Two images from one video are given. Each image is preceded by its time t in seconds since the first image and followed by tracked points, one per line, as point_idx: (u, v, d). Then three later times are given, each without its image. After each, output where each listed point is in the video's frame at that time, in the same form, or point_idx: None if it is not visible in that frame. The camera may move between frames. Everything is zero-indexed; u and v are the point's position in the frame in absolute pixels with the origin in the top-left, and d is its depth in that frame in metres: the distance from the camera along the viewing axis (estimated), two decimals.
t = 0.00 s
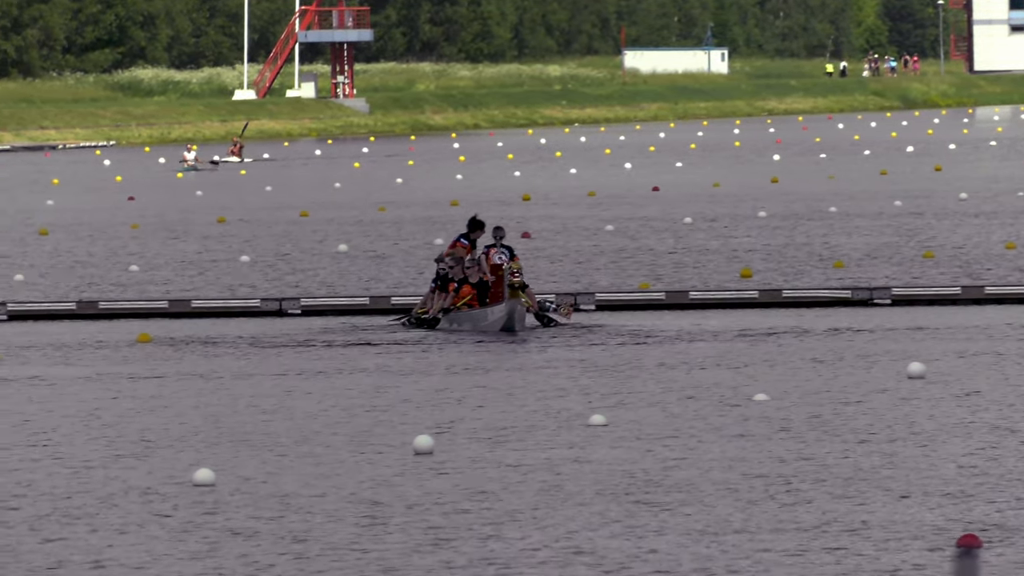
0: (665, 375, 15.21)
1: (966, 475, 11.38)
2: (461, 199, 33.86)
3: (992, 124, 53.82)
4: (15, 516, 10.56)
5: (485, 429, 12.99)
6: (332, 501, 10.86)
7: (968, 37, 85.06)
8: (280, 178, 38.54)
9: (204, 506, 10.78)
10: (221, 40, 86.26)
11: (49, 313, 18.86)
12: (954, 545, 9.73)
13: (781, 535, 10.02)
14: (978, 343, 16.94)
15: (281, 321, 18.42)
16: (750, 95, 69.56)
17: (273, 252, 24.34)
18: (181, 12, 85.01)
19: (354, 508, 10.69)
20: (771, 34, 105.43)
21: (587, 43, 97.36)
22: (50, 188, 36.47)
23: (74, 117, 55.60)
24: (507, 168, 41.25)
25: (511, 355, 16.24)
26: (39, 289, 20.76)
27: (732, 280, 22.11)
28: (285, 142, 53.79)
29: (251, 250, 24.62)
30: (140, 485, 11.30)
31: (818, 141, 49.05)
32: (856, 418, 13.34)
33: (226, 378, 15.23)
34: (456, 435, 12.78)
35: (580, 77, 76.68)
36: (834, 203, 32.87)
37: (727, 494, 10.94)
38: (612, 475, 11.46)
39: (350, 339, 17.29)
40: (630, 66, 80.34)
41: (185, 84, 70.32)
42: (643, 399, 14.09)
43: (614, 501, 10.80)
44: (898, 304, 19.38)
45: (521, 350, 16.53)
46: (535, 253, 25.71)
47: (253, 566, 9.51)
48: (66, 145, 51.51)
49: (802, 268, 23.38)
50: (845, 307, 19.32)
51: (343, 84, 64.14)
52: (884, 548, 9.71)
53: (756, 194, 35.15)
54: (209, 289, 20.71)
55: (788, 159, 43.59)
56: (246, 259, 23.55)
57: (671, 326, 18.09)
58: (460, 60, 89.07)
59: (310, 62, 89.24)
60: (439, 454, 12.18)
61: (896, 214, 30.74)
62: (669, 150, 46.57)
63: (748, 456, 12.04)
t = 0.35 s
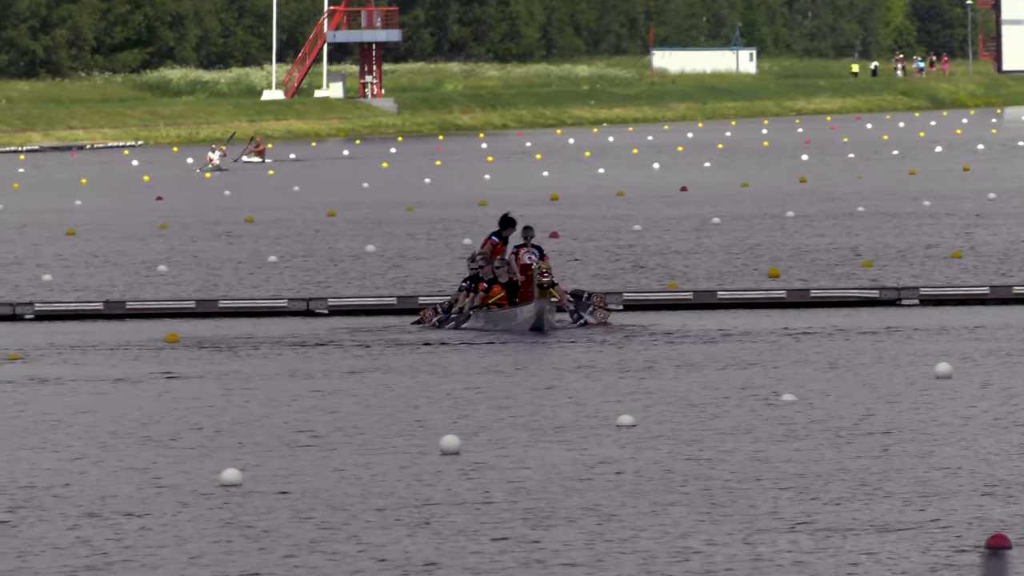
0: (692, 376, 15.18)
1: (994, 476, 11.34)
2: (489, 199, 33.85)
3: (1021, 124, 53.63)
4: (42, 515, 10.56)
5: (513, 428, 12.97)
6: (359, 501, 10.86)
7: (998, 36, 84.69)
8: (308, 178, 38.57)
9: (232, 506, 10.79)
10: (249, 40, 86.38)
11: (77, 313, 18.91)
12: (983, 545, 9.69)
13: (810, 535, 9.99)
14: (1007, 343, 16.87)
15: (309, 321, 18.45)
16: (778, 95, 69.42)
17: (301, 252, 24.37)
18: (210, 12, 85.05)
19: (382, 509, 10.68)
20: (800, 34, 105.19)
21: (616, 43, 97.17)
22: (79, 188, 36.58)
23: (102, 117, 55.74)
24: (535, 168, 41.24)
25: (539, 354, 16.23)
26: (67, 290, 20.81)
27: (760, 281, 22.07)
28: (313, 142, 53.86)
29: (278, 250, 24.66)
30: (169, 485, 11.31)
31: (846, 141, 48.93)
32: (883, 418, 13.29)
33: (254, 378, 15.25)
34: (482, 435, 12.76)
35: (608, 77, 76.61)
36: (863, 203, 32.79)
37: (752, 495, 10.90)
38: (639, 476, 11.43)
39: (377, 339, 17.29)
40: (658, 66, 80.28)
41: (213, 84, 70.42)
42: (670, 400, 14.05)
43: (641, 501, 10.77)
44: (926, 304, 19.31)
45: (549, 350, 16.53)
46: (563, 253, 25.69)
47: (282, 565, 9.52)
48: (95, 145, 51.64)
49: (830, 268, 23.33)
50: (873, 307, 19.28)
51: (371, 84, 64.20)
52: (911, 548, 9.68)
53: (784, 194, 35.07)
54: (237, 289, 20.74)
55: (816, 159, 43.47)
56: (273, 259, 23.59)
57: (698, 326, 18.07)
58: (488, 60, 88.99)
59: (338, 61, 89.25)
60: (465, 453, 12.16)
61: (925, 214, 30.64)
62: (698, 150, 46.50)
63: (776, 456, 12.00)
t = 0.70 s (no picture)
0: (716, 375, 15.17)
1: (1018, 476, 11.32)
2: (516, 199, 33.96)
3: None
4: (71, 515, 10.58)
5: (537, 429, 12.98)
6: (384, 500, 10.87)
7: None
8: (333, 178, 38.70)
9: (258, 506, 10.82)
10: (274, 41, 86.55)
11: (103, 313, 18.97)
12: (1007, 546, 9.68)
13: (839, 534, 10.00)
14: None
15: (335, 321, 18.51)
16: (805, 95, 69.45)
17: (327, 252, 24.44)
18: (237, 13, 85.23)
19: (406, 509, 10.69)
20: (826, 35, 105.09)
21: (641, 43, 97.03)
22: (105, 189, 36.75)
23: (128, 117, 55.94)
24: (561, 168, 41.33)
25: (563, 355, 16.23)
26: (93, 290, 20.89)
27: (786, 281, 22.08)
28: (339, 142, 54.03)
29: (305, 251, 24.73)
30: (194, 485, 11.36)
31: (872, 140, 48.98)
32: (907, 418, 13.27)
33: (280, 378, 15.29)
34: (508, 435, 12.77)
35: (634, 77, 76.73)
36: (890, 203, 32.82)
37: (777, 495, 10.90)
38: (665, 476, 11.43)
39: (404, 339, 17.33)
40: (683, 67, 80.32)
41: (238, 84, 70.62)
42: (694, 399, 14.07)
43: (664, 500, 10.78)
44: (951, 304, 19.25)
45: (574, 350, 16.56)
46: (588, 253, 25.73)
47: (305, 565, 9.55)
48: (121, 145, 51.85)
49: (855, 268, 23.35)
50: (898, 307, 19.23)
51: (396, 85, 64.32)
52: (937, 549, 9.66)
53: (811, 194, 35.14)
54: (263, 288, 20.81)
55: (843, 159, 43.53)
56: (299, 259, 23.66)
57: (723, 326, 18.07)
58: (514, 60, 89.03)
59: (363, 62, 89.37)
60: (490, 453, 12.17)
61: (951, 214, 30.65)
62: (724, 150, 46.59)
63: (801, 456, 12.01)
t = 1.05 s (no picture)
0: (737, 376, 15.15)
1: None
2: (535, 199, 34.00)
3: None
4: (93, 516, 10.61)
5: (559, 430, 12.98)
6: (405, 501, 10.87)
7: None
8: (354, 178, 38.75)
9: (280, 506, 10.83)
10: (295, 40, 86.61)
11: (123, 314, 19.01)
12: None
13: (862, 536, 9.99)
14: None
15: (355, 321, 18.53)
16: (824, 95, 69.40)
17: (347, 252, 24.48)
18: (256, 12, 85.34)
19: (428, 509, 10.70)
20: (846, 35, 105.02)
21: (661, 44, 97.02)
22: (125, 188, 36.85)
23: (148, 117, 56.07)
24: (581, 168, 41.36)
25: (583, 355, 16.24)
26: (112, 290, 20.93)
27: (806, 281, 22.07)
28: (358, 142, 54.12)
29: (325, 251, 24.76)
30: (216, 485, 11.37)
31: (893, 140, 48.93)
32: (929, 418, 13.24)
33: (301, 379, 15.30)
34: (530, 435, 12.78)
35: (654, 77, 76.71)
36: (909, 203, 32.81)
37: (799, 496, 10.89)
38: (686, 477, 11.42)
39: (424, 339, 17.34)
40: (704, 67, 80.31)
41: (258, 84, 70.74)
42: (715, 400, 14.06)
43: (687, 502, 10.77)
44: (971, 305, 19.21)
45: (595, 350, 16.55)
46: (608, 253, 25.74)
47: (329, 566, 9.56)
48: (141, 145, 51.98)
49: (876, 268, 23.33)
50: (918, 307, 19.19)
51: (417, 84, 64.37)
52: (960, 551, 9.65)
53: (830, 194, 35.13)
54: (284, 289, 20.84)
55: (863, 159, 43.50)
56: (320, 259, 23.69)
57: (744, 326, 18.05)
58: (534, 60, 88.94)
59: (383, 62, 89.48)
60: (510, 454, 12.17)
61: (971, 214, 30.61)
62: (744, 150, 46.58)
63: (823, 456, 11.99)
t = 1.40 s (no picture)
0: (757, 376, 15.13)
1: None
2: (555, 199, 33.95)
3: None
4: (115, 516, 10.63)
5: (581, 430, 12.96)
6: (427, 501, 10.88)
7: None
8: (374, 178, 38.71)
9: (302, 506, 10.84)
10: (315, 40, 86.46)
11: (143, 313, 19.05)
12: None
13: (886, 536, 9.98)
14: None
15: (375, 321, 18.53)
16: (845, 95, 69.24)
17: (368, 252, 24.49)
18: (277, 12, 85.25)
19: (449, 509, 10.69)
20: (867, 35, 104.65)
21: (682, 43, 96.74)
22: (146, 188, 36.93)
23: (169, 117, 56.15)
24: (601, 168, 41.32)
25: (603, 355, 16.22)
26: (133, 290, 20.97)
27: (827, 281, 22.02)
28: (379, 142, 54.16)
29: (345, 251, 24.78)
30: (238, 485, 11.37)
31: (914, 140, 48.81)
32: (951, 418, 13.21)
33: (323, 379, 15.32)
34: (552, 436, 12.77)
35: (675, 77, 76.57)
36: (930, 203, 32.73)
37: (822, 495, 10.87)
38: (708, 477, 11.41)
39: (445, 339, 17.34)
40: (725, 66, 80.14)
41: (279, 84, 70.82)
42: (737, 399, 14.04)
43: (709, 502, 10.76)
44: (992, 305, 19.17)
45: (615, 349, 16.53)
46: (628, 253, 25.71)
47: (353, 566, 9.57)
48: (162, 145, 52.07)
49: (897, 268, 23.29)
50: (939, 307, 19.15)
51: (437, 84, 64.37)
52: (983, 551, 9.63)
53: (852, 194, 35.02)
54: (303, 289, 20.85)
55: (884, 159, 43.37)
56: (340, 259, 23.70)
57: (764, 327, 18.01)
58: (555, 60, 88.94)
59: (403, 62, 89.36)
60: (531, 454, 12.17)
61: (992, 214, 30.50)
62: (765, 150, 46.46)
63: (844, 456, 11.97)
